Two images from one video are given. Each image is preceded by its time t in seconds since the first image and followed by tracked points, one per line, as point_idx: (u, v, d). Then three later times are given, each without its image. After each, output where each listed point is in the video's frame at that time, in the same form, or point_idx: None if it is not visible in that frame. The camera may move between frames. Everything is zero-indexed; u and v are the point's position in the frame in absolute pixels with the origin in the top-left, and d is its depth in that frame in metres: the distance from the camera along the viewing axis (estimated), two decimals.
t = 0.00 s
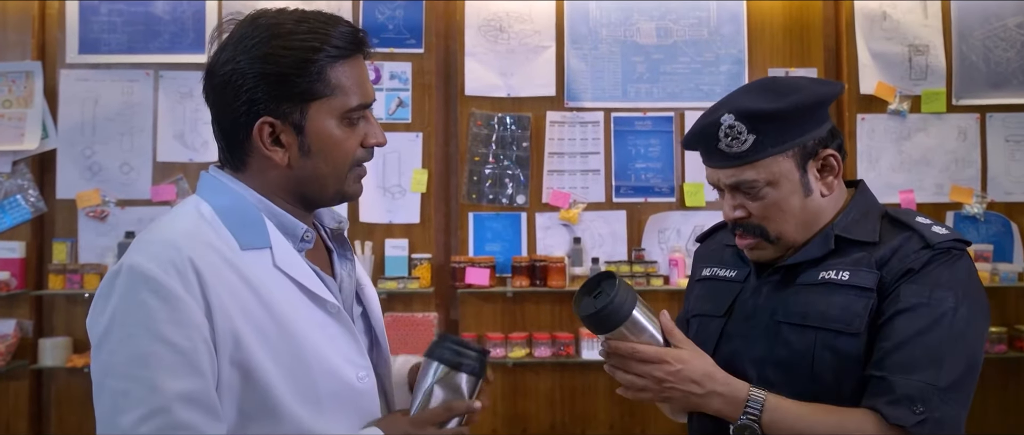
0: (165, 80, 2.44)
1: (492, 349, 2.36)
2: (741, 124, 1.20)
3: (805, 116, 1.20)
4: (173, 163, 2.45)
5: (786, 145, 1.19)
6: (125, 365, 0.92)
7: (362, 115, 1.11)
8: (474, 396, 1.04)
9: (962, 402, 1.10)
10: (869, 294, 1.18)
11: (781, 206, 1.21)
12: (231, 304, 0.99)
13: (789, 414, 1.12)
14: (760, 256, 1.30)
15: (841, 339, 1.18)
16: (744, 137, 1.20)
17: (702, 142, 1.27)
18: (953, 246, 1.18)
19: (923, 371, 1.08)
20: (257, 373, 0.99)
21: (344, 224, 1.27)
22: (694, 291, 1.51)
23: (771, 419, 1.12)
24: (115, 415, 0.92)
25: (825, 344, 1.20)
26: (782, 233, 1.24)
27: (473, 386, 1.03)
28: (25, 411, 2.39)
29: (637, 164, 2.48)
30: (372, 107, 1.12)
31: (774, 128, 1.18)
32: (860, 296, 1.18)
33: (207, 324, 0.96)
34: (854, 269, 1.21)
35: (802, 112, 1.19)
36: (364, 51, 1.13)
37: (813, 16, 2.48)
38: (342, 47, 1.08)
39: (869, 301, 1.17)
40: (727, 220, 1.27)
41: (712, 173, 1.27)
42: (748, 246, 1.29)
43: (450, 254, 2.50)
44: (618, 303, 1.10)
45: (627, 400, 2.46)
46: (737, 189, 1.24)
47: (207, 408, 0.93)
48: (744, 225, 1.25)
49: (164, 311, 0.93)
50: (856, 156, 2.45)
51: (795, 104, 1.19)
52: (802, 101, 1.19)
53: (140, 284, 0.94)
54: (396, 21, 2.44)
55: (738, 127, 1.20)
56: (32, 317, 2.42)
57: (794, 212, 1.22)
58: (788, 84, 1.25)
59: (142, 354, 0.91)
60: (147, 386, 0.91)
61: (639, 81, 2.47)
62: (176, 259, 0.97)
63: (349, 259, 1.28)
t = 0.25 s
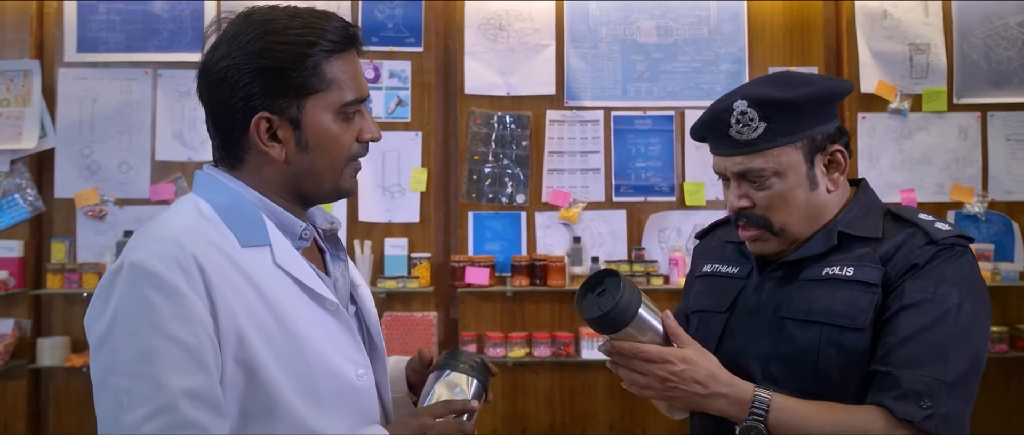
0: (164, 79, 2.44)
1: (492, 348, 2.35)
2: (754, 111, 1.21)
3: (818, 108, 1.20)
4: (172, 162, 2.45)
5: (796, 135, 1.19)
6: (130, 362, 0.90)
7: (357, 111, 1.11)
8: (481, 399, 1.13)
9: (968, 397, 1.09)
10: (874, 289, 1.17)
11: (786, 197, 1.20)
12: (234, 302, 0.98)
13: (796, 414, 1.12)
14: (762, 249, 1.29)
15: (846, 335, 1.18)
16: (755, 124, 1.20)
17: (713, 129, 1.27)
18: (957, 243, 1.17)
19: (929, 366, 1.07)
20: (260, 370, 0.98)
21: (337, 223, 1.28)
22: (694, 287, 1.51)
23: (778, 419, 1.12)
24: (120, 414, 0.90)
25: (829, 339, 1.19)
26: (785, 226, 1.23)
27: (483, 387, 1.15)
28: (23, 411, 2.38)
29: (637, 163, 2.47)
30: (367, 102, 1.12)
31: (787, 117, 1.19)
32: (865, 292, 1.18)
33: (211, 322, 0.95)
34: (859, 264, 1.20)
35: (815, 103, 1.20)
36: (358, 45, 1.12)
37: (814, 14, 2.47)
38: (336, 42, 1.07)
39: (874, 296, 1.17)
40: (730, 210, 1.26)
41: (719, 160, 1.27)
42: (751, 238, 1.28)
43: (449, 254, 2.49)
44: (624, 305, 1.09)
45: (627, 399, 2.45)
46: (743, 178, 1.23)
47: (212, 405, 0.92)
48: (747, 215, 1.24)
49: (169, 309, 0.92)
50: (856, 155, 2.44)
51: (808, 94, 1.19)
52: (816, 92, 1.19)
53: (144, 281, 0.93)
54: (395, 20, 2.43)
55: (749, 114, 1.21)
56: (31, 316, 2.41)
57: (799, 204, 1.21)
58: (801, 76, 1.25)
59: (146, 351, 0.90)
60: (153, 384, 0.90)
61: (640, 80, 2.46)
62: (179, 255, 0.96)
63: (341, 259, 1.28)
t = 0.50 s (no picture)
0: (163, 81, 2.43)
1: (492, 352, 2.33)
2: (764, 105, 1.19)
3: (826, 106, 1.19)
4: (170, 164, 2.44)
5: (803, 131, 1.18)
6: (126, 369, 0.89)
7: (347, 108, 1.10)
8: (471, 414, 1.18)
9: (971, 401, 1.08)
10: (877, 293, 1.16)
11: (790, 193, 1.19)
12: (231, 307, 0.97)
13: (795, 417, 1.10)
14: (763, 246, 1.27)
15: (848, 338, 1.16)
16: (763, 118, 1.19)
17: (720, 121, 1.26)
18: (960, 245, 1.16)
19: (932, 369, 1.06)
20: (257, 377, 0.97)
21: (331, 228, 1.27)
22: (695, 289, 1.50)
23: (778, 422, 1.10)
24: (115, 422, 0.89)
25: (832, 343, 1.18)
26: (788, 223, 1.21)
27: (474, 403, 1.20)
28: (20, 415, 2.36)
29: (638, 165, 2.46)
30: (356, 100, 1.12)
31: (796, 112, 1.18)
32: (868, 295, 1.16)
33: (208, 328, 0.94)
34: (862, 267, 1.19)
35: (824, 101, 1.19)
36: (343, 43, 1.12)
37: (816, 15, 2.46)
38: (321, 39, 1.06)
39: (877, 299, 1.15)
40: (733, 204, 1.25)
41: (723, 152, 1.26)
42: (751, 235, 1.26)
43: (449, 256, 2.48)
44: (625, 304, 1.08)
45: (628, 403, 2.44)
46: (749, 172, 1.22)
47: (208, 412, 0.91)
48: (750, 211, 1.22)
49: (167, 316, 0.91)
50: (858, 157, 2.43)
51: (820, 93, 1.18)
52: (826, 90, 1.18)
53: (139, 287, 0.91)
54: (395, 21, 2.42)
55: (759, 107, 1.20)
56: (28, 319, 2.40)
57: (803, 201, 1.19)
58: (811, 74, 1.24)
59: (143, 357, 0.89)
60: (149, 391, 0.88)
61: (641, 82, 2.45)
62: (175, 261, 0.94)
63: (335, 263, 1.26)
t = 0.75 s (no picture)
0: (162, 80, 2.42)
1: (492, 352, 2.33)
2: (763, 98, 1.19)
3: (827, 102, 1.19)
4: (170, 164, 2.43)
5: (801, 126, 1.18)
6: (121, 370, 0.88)
7: (348, 108, 1.10)
8: None
9: (965, 403, 1.07)
10: (874, 294, 1.15)
11: (786, 188, 1.18)
12: (228, 309, 0.96)
13: (791, 417, 1.10)
14: (757, 241, 1.26)
15: (844, 340, 1.16)
16: (762, 111, 1.19)
17: (721, 113, 1.26)
18: (957, 247, 1.15)
19: (926, 371, 1.06)
20: (253, 380, 0.96)
21: (330, 229, 1.26)
22: (694, 288, 1.50)
23: (772, 422, 1.10)
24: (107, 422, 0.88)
25: (828, 344, 1.18)
26: (783, 219, 1.21)
27: (469, 421, 1.16)
28: (19, 415, 2.36)
29: (638, 165, 2.46)
30: (356, 100, 1.11)
31: (795, 106, 1.18)
32: (864, 296, 1.16)
33: (205, 330, 0.93)
34: (858, 268, 1.19)
35: (825, 98, 1.18)
36: (344, 42, 1.11)
37: (816, 15, 2.46)
38: (323, 39, 1.06)
39: (873, 301, 1.15)
40: (730, 197, 1.25)
41: (722, 143, 1.26)
42: (747, 229, 1.26)
43: (449, 256, 2.47)
44: (617, 299, 1.05)
45: (628, 403, 2.44)
46: (746, 165, 1.22)
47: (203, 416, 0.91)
48: (745, 204, 1.23)
49: (164, 317, 0.90)
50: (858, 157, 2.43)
51: (820, 88, 1.17)
52: (827, 86, 1.18)
53: (137, 287, 0.90)
54: (395, 21, 2.41)
55: (758, 100, 1.20)
56: (28, 319, 2.40)
57: (799, 197, 1.19)
58: (814, 71, 1.24)
59: (139, 358, 0.88)
60: (143, 392, 0.87)
61: (641, 82, 2.45)
62: (173, 262, 0.94)
63: (334, 266, 1.26)
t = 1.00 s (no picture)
0: (164, 81, 2.42)
1: (493, 352, 2.33)
2: (761, 97, 1.20)
3: (826, 101, 1.19)
4: (171, 164, 2.43)
5: (799, 125, 1.17)
6: (118, 368, 0.88)
7: (349, 108, 1.10)
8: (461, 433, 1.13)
9: (962, 407, 1.07)
10: (872, 297, 1.15)
11: (785, 188, 1.19)
12: (227, 308, 0.96)
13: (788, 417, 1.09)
14: (757, 241, 1.26)
15: (842, 341, 1.16)
16: (760, 110, 1.19)
17: (720, 112, 1.26)
18: (957, 250, 1.15)
19: (922, 375, 1.05)
20: (251, 379, 0.96)
21: (331, 229, 1.27)
22: (695, 288, 1.50)
23: (768, 422, 1.10)
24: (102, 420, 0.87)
25: (826, 346, 1.18)
26: (782, 218, 1.21)
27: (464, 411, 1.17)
28: (21, 415, 2.36)
29: (639, 165, 2.46)
30: (357, 99, 1.11)
31: (793, 104, 1.18)
32: (862, 299, 1.16)
33: (204, 329, 0.93)
34: (857, 270, 1.19)
35: (824, 96, 1.18)
36: (344, 42, 1.11)
37: (818, 15, 2.46)
38: (323, 39, 1.06)
39: (871, 304, 1.15)
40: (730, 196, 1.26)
41: (721, 143, 1.26)
42: (747, 228, 1.26)
43: (451, 256, 2.47)
44: (606, 298, 1.08)
45: (630, 403, 2.44)
46: (744, 164, 1.23)
47: (198, 414, 0.90)
48: (745, 203, 1.23)
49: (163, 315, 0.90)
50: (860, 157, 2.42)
51: (818, 87, 1.17)
52: (826, 84, 1.18)
53: (136, 285, 0.90)
54: (397, 21, 2.41)
55: (755, 99, 1.20)
56: (29, 319, 2.40)
57: (798, 197, 1.19)
58: (815, 69, 1.23)
59: (136, 357, 0.88)
60: (140, 390, 0.87)
61: (642, 82, 2.45)
62: (173, 260, 0.94)
63: (334, 266, 1.26)
